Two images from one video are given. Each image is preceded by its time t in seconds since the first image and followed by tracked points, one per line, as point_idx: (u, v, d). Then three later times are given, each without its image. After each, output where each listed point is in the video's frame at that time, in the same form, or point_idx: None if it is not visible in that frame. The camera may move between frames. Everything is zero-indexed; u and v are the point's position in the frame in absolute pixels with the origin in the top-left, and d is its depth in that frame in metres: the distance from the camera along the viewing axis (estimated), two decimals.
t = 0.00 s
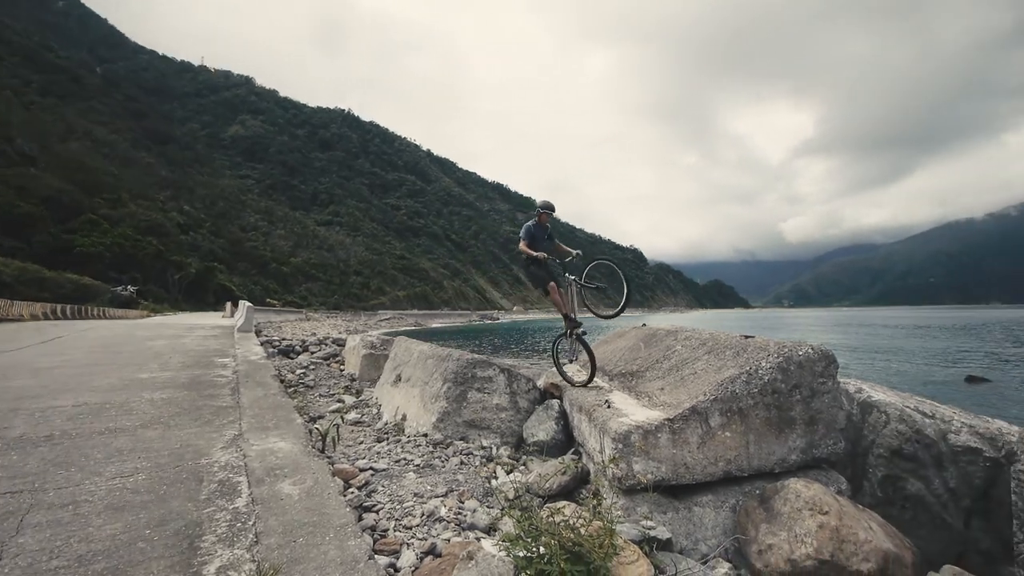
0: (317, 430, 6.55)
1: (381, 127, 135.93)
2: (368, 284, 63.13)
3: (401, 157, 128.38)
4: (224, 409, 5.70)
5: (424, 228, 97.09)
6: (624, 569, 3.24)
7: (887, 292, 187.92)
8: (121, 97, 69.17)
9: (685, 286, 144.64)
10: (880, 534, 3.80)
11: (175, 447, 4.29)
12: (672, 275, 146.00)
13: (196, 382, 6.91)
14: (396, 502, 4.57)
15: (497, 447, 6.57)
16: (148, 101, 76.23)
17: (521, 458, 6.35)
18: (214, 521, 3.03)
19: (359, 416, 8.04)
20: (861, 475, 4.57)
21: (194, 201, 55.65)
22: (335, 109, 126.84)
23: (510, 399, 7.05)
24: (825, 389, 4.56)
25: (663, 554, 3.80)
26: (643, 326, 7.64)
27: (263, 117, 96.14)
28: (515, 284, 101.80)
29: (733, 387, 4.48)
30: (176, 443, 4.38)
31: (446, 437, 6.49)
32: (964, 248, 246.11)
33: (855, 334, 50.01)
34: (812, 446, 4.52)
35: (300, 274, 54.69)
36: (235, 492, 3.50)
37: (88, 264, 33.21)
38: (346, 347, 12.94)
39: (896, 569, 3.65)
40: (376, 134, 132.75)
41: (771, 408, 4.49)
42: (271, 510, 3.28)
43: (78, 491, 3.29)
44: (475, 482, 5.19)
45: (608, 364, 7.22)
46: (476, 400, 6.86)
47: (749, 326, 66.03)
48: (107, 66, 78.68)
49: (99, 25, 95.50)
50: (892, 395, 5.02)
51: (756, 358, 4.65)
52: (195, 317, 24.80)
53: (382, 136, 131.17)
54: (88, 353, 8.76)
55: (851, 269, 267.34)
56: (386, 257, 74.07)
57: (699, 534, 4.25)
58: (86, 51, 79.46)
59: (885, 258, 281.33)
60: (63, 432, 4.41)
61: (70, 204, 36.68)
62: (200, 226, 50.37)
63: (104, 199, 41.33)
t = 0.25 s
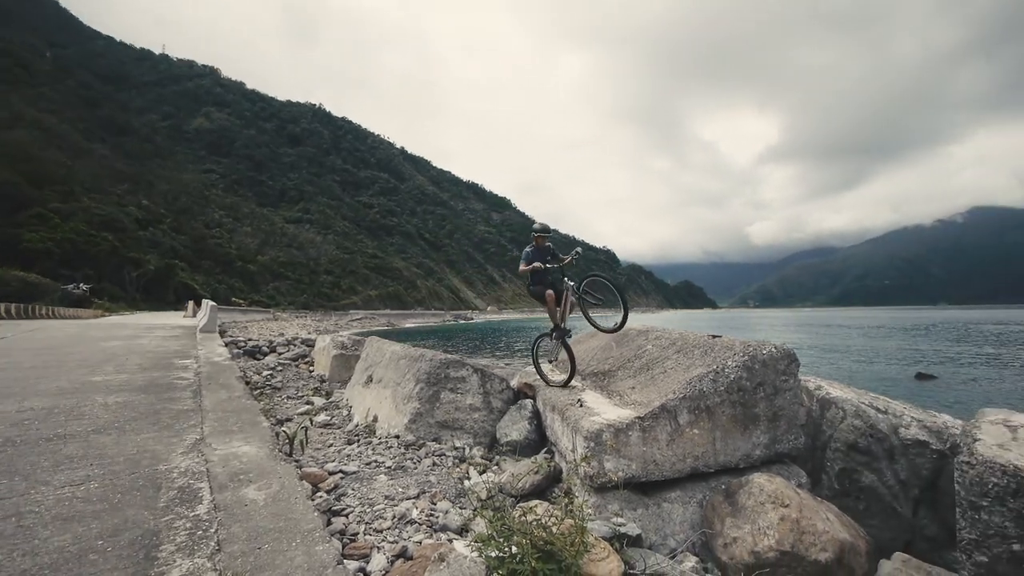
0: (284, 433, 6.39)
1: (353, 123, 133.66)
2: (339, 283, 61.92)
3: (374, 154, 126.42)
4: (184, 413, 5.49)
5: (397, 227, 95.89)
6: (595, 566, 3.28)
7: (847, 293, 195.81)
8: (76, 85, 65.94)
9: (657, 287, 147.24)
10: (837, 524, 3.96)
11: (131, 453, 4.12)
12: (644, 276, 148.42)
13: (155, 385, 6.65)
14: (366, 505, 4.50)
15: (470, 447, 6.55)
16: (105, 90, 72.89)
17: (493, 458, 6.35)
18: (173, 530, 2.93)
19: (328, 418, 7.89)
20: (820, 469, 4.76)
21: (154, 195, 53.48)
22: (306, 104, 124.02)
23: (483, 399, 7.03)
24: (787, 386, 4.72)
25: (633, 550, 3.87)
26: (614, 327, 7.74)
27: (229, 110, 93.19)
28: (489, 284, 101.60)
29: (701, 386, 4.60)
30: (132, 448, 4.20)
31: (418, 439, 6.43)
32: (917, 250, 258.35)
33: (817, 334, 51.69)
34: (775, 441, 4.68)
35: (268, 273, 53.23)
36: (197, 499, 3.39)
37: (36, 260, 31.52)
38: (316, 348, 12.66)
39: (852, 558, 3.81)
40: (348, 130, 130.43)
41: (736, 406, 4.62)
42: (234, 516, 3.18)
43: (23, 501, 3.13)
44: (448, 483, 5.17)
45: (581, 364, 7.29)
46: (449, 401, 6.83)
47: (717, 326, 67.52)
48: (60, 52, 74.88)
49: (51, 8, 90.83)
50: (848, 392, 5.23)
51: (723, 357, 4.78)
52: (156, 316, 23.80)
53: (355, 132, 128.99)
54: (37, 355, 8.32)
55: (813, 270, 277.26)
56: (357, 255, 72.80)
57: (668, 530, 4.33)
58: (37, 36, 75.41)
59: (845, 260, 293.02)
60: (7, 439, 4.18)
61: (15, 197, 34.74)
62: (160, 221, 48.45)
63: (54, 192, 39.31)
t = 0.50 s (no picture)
0: (253, 437, 6.23)
1: (327, 119, 131.25)
2: (312, 282, 60.71)
3: (348, 151, 124.41)
4: (145, 417, 5.30)
5: (373, 225, 94.59)
6: (570, 563, 3.30)
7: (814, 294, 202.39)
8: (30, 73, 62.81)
9: (632, 287, 149.28)
10: (802, 517, 4.09)
11: (87, 459, 3.94)
12: (619, 276, 150.32)
13: (114, 388, 6.38)
14: (338, 509, 4.43)
15: (446, 448, 6.51)
16: (62, 78, 69.68)
17: (469, 458, 6.33)
18: (132, 538, 2.82)
19: (300, 420, 7.73)
20: (786, 464, 4.92)
21: (114, 189, 51.38)
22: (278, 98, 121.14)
23: (459, 399, 7.00)
24: (756, 384, 4.85)
25: (607, 546, 3.91)
26: (590, 327, 7.80)
27: (196, 102, 90.29)
28: (466, 284, 101.21)
29: (673, 384, 4.69)
30: (88, 455, 4.02)
31: (393, 440, 6.37)
32: (879, 252, 268.90)
33: (785, 334, 53.18)
34: (744, 437, 4.80)
35: (236, 272, 51.78)
36: (158, 506, 3.27)
37: None
38: (287, 348, 12.36)
39: (816, 549, 3.94)
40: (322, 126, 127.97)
41: (707, 403, 4.72)
42: (199, 523, 3.09)
43: None
44: (423, 485, 5.13)
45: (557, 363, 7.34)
46: (424, 401, 6.78)
47: (689, 326, 68.79)
48: (12, 37, 71.24)
49: None
50: (813, 389, 5.40)
51: (694, 356, 4.88)
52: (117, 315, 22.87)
53: (329, 128, 126.67)
54: None
55: (782, 271, 285.65)
56: (331, 254, 71.52)
57: (641, 527, 4.40)
58: None
59: (812, 262, 302.89)
60: None
61: None
62: (121, 216, 46.58)
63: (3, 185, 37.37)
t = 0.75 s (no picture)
0: (223, 439, 6.08)
1: (302, 115, 128.78)
2: (286, 281, 59.48)
3: (324, 147, 122.32)
4: (106, 421, 5.11)
5: (349, 224, 93.23)
6: (547, 562, 3.33)
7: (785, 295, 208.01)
8: None
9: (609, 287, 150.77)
10: (770, 511, 4.23)
11: (44, 466, 3.80)
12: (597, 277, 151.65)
13: (74, 392, 6.13)
14: (312, 512, 4.37)
15: (423, 448, 6.48)
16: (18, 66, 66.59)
17: (447, 459, 6.32)
18: (92, 548, 2.74)
19: (272, 422, 7.58)
20: (756, 460, 5.07)
21: (75, 183, 49.35)
22: (251, 93, 118.31)
23: (437, 400, 6.98)
24: (727, 382, 4.98)
25: (583, 544, 3.97)
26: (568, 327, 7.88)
27: (164, 95, 87.44)
28: (444, 283, 100.65)
29: (648, 383, 4.78)
30: (46, 462, 3.88)
31: (369, 441, 6.32)
32: (845, 255, 278.08)
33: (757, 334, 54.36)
34: (715, 435, 4.92)
35: (206, 270, 50.39)
36: (120, 513, 3.17)
37: None
38: (258, 349, 12.10)
39: (785, 542, 4.06)
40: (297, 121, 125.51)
41: (681, 403, 4.83)
42: (166, 530, 3.02)
43: None
44: (399, 486, 5.10)
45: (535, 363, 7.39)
46: (401, 402, 6.74)
47: (664, 326, 69.93)
48: None
49: None
50: (781, 387, 5.60)
51: (669, 355, 5.00)
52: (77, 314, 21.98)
53: (304, 124, 124.34)
54: None
55: (754, 273, 292.83)
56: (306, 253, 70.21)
57: (617, 524, 4.46)
58: None
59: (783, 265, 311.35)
60: None
61: None
62: (83, 211, 44.81)
63: None
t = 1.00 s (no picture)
0: (195, 442, 5.93)
1: (280, 111, 126.41)
2: (262, 280, 58.28)
3: (302, 144, 120.32)
4: (69, 425, 4.95)
5: (328, 222, 91.87)
6: (526, 562, 3.36)
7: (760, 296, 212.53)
8: None
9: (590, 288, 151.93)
10: (745, 507, 4.33)
11: (3, 473, 3.66)
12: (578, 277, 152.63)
13: (36, 395, 5.92)
14: (288, 516, 4.31)
15: (403, 449, 6.43)
16: None
17: (426, 459, 6.29)
18: (54, 557, 2.66)
19: (247, 425, 7.44)
20: (731, 457, 5.19)
21: (37, 177, 47.48)
22: (226, 87, 115.58)
23: (416, 400, 6.95)
24: (704, 380, 5.08)
25: (562, 542, 4.01)
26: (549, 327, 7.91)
27: (134, 87, 84.82)
28: (424, 283, 99.98)
29: (627, 383, 4.85)
30: (5, 468, 3.73)
31: (347, 443, 6.25)
32: (818, 257, 285.79)
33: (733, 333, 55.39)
34: (692, 433, 5.02)
35: (177, 268, 49.04)
36: (84, 521, 3.09)
37: None
38: (232, 349, 11.85)
39: (759, 537, 4.16)
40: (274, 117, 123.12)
41: (659, 401, 4.91)
42: (133, 537, 2.95)
43: None
44: (378, 488, 5.06)
45: (515, 363, 7.42)
46: (380, 403, 6.69)
47: (642, 326, 70.93)
48: None
49: None
50: (755, 385, 5.73)
51: (648, 355, 5.08)
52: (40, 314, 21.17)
53: (281, 120, 122.07)
54: None
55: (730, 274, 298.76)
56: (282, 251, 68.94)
57: (596, 523, 4.51)
58: None
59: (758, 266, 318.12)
60: None
61: None
62: (45, 206, 43.15)
63: None
